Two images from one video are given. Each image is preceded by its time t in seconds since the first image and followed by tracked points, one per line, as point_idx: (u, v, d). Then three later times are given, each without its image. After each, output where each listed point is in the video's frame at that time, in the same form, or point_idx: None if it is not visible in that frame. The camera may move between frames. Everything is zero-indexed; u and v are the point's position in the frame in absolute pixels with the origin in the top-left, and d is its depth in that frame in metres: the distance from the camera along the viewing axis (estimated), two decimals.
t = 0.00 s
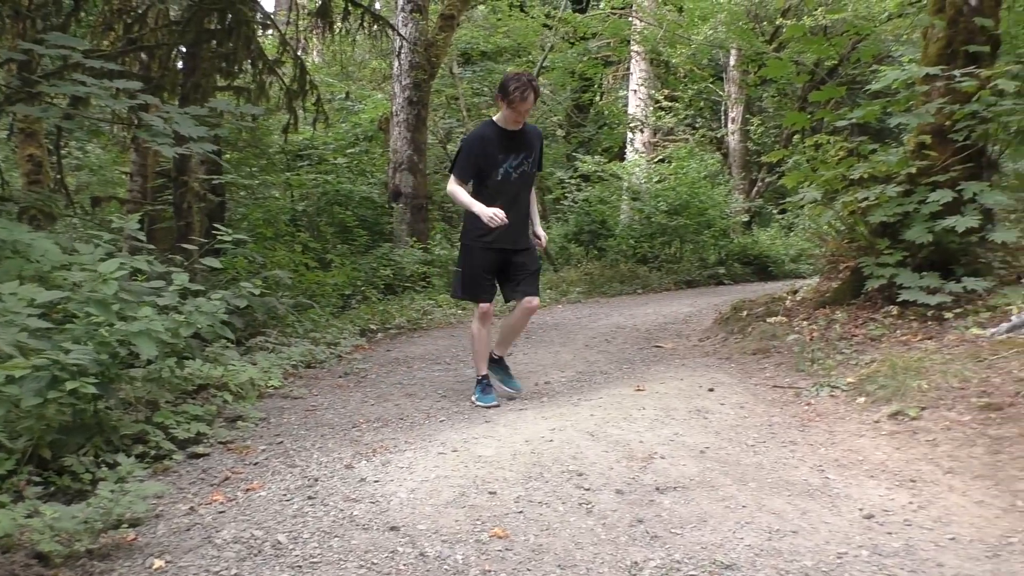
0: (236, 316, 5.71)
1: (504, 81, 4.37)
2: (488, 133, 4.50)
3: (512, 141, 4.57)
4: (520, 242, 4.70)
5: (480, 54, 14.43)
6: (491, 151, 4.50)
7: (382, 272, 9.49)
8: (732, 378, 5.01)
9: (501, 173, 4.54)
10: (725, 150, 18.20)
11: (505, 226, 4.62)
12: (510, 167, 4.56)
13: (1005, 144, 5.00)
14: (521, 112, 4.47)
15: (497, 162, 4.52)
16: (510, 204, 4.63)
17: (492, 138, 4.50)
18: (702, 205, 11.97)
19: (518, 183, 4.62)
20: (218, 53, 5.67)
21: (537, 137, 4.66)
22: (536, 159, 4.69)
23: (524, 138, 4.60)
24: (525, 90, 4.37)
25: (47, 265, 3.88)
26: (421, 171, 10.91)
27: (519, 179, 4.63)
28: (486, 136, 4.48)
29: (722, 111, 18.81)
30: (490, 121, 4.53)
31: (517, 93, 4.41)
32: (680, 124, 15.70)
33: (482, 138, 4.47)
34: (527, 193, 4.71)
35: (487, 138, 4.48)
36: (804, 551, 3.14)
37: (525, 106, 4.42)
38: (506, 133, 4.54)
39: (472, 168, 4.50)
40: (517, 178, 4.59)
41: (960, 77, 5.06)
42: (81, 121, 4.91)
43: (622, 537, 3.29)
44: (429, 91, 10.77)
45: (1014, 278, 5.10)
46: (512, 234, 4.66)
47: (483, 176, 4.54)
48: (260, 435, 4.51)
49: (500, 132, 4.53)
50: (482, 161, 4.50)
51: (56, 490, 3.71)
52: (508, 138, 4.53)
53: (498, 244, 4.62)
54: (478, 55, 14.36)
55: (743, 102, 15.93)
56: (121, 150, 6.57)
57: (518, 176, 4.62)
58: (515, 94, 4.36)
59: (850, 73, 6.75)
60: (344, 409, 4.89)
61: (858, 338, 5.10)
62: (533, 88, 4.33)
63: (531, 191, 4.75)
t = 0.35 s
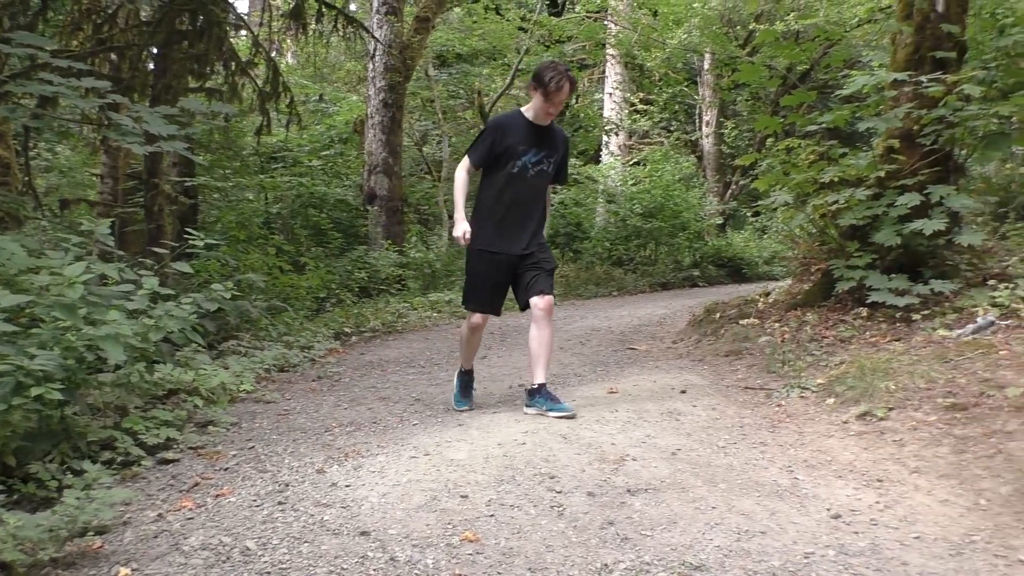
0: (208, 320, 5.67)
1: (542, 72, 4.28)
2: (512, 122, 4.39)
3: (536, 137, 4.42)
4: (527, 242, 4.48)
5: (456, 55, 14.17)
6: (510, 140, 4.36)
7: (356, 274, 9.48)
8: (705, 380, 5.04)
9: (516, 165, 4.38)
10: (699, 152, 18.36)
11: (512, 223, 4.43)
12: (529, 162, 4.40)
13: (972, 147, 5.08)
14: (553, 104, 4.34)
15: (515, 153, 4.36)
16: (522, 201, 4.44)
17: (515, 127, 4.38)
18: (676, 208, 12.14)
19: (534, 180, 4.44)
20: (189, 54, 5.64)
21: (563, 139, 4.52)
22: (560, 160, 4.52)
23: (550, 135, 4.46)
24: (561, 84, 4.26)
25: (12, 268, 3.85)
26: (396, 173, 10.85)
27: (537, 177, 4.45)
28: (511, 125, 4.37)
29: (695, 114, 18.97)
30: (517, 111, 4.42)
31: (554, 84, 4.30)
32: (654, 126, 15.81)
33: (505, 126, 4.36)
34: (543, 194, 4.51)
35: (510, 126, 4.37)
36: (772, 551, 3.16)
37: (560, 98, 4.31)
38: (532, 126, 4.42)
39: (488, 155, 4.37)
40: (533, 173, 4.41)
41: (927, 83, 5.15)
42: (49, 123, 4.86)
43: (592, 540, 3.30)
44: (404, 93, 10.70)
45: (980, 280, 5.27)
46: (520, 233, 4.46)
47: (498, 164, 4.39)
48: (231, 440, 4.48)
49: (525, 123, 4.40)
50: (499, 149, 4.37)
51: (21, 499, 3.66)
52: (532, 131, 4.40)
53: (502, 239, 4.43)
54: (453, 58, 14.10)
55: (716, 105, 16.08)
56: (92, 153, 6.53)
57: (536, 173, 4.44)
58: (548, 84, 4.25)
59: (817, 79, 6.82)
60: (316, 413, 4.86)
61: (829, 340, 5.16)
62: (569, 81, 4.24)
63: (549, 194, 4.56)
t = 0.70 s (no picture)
0: (169, 327, 5.59)
1: (536, 49, 4.19)
2: (496, 99, 4.30)
3: (521, 115, 4.28)
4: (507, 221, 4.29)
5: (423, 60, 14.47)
6: (491, 116, 4.27)
7: (321, 280, 9.47)
8: (667, 385, 5.10)
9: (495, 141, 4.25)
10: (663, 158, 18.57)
11: (494, 199, 4.26)
12: (512, 138, 4.25)
13: (928, 155, 5.24)
14: (549, 88, 4.23)
15: (497, 128, 4.25)
16: (505, 180, 4.29)
17: (499, 103, 4.29)
18: (641, 213, 12.23)
19: (517, 158, 4.27)
20: (150, 57, 5.59)
21: (556, 123, 4.36)
22: (547, 141, 4.34)
23: (537, 114, 4.30)
24: (553, 62, 4.14)
25: None
26: (361, 178, 10.74)
27: (522, 156, 4.29)
28: (495, 102, 4.29)
29: (660, 121, 19.18)
30: (508, 89, 4.32)
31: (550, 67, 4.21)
32: (620, 132, 15.96)
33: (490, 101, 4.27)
34: (528, 175, 4.33)
35: (495, 103, 4.28)
36: (730, 554, 3.20)
37: (555, 80, 4.19)
38: (518, 104, 4.29)
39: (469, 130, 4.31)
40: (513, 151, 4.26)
41: (883, 92, 5.27)
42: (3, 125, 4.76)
43: (554, 546, 3.30)
44: (369, 98, 10.63)
45: (935, 284, 5.44)
46: (499, 212, 4.26)
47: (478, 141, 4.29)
48: (191, 449, 4.43)
49: (512, 101, 4.29)
50: (480, 125, 4.28)
51: None
52: (516, 108, 4.28)
53: (479, 217, 4.25)
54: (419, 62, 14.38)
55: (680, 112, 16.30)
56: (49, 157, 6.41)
57: (516, 151, 4.27)
58: (545, 65, 4.15)
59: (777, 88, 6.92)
60: (278, 421, 4.82)
61: (789, 344, 5.25)
62: (566, 64, 4.16)
63: (536, 177, 4.36)
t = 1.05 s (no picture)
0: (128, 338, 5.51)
1: (473, 38, 3.75)
2: (452, 106, 3.78)
3: (483, 115, 3.85)
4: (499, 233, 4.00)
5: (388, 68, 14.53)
6: (455, 127, 3.76)
7: (284, 289, 9.45)
8: (630, 394, 5.15)
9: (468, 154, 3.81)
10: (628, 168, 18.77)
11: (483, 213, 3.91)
12: (485, 146, 3.84)
13: (883, 165, 5.37)
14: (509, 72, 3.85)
15: (469, 140, 3.79)
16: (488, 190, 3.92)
17: (457, 111, 3.78)
18: (606, 222, 12.33)
19: (494, 164, 3.89)
20: (108, 64, 5.54)
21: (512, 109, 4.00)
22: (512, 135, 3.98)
23: (495, 109, 3.90)
24: (500, 42, 3.71)
25: None
26: (325, 186, 10.88)
27: (497, 157, 3.91)
28: (451, 109, 3.77)
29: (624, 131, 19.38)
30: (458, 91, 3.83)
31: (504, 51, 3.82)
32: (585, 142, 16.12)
33: (450, 112, 3.76)
34: (507, 177, 3.97)
35: (452, 111, 3.77)
36: (689, 563, 3.22)
37: (505, 55, 3.74)
38: (475, 106, 3.84)
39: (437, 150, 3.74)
40: (489, 157, 3.87)
41: (839, 104, 5.39)
42: None
43: (515, 558, 3.29)
44: (334, 107, 10.72)
45: (890, 293, 5.60)
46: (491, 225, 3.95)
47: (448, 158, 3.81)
48: (149, 463, 4.35)
49: (467, 103, 3.82)
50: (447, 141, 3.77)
51: None
52: (477, 111, 3.82)
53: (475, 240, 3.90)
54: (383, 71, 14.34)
55: (644, 122, 16.52)
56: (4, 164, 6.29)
57: (491, 155, 3.88)
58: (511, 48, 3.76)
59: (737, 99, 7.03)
60: (239, 433, 4.77)
61: (750, 353, 5.34)
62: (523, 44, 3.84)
63: (513, 175, 4.02)
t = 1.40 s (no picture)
0: (81, 355, 5.41)
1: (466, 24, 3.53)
2: (444, 102, 3.42)
3: (476, 116, 3.47)
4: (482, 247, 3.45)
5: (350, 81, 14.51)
6: (444, 124, 3.38)
7: (244, 304, 9.36)
8: (590, 409, 5.19)
9: (455, 155, 3.40)
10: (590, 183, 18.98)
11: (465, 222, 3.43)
12: (473, 146, 3.42)
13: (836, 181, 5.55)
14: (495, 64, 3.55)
15: (455, 137, 3.39)
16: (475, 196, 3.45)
17: (449, 107, 3.42)
18: (568, 237, 12.44)
19: (482, 169, 3.44)
20: (62, 75, 5.47)
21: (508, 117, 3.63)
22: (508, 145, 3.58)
23: (492, 113, 3.53)
24: (473, 28, 3.47)
25: None
26: (286, 200, 10.79)
27: (488, 164, 3.47)
28: (443, 106, 3.41)
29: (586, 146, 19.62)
30: (448, 87, 3.49)
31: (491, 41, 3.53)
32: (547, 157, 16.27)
33: (434, 106, 3.41)
34: (497, 186, 3.52)
35: (443, 107, 3.41)
36: None
37: (478, 41, 3.44)
38: (469, 105, 3.48)
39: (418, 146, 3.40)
40: (480, 162, 3.43)
41: (793, 123, 5.51)
42: None
43: None
44: (296, 120, 10.67)
45: (843, 307, 5.73)
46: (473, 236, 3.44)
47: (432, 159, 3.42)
48: (101, 483, 4.26)
49: (462, 102, 3.47)
50: (432, 138, 3.40)
51: None
52: (470, 110, 3.45)
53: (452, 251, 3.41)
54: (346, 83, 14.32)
55: (606, 138, 16.73)
56: None
57: (481, 161, 3.44)
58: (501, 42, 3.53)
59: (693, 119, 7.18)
60: (195, 452, 4.71)
61: (708, 367, 5.43)
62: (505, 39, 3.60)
63: (505, 187, 3.56)
